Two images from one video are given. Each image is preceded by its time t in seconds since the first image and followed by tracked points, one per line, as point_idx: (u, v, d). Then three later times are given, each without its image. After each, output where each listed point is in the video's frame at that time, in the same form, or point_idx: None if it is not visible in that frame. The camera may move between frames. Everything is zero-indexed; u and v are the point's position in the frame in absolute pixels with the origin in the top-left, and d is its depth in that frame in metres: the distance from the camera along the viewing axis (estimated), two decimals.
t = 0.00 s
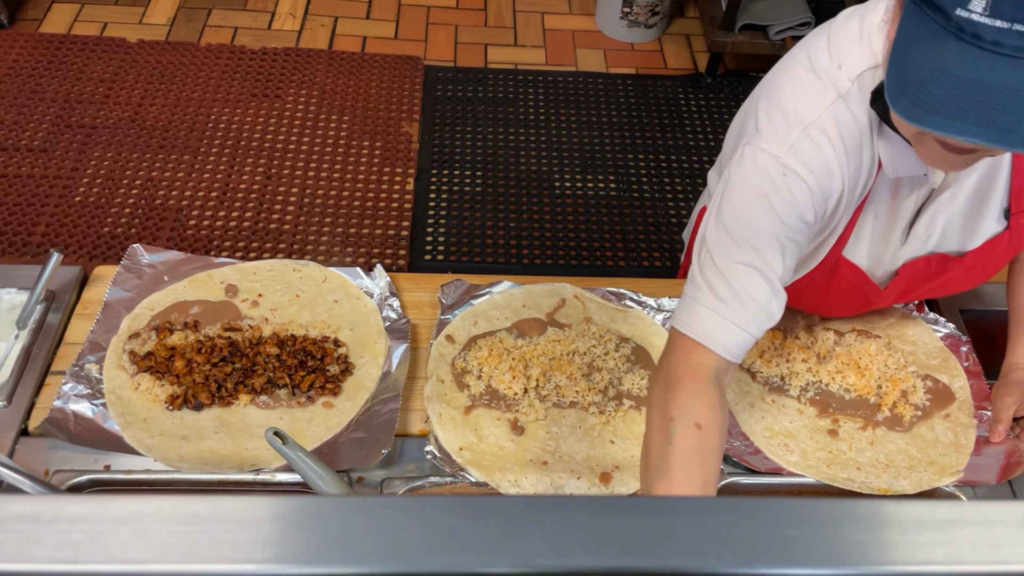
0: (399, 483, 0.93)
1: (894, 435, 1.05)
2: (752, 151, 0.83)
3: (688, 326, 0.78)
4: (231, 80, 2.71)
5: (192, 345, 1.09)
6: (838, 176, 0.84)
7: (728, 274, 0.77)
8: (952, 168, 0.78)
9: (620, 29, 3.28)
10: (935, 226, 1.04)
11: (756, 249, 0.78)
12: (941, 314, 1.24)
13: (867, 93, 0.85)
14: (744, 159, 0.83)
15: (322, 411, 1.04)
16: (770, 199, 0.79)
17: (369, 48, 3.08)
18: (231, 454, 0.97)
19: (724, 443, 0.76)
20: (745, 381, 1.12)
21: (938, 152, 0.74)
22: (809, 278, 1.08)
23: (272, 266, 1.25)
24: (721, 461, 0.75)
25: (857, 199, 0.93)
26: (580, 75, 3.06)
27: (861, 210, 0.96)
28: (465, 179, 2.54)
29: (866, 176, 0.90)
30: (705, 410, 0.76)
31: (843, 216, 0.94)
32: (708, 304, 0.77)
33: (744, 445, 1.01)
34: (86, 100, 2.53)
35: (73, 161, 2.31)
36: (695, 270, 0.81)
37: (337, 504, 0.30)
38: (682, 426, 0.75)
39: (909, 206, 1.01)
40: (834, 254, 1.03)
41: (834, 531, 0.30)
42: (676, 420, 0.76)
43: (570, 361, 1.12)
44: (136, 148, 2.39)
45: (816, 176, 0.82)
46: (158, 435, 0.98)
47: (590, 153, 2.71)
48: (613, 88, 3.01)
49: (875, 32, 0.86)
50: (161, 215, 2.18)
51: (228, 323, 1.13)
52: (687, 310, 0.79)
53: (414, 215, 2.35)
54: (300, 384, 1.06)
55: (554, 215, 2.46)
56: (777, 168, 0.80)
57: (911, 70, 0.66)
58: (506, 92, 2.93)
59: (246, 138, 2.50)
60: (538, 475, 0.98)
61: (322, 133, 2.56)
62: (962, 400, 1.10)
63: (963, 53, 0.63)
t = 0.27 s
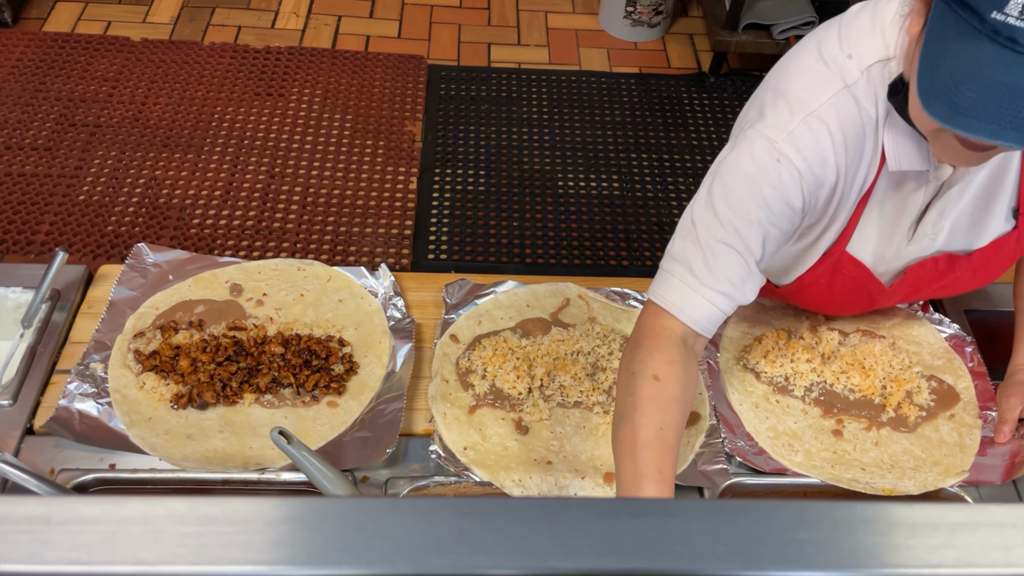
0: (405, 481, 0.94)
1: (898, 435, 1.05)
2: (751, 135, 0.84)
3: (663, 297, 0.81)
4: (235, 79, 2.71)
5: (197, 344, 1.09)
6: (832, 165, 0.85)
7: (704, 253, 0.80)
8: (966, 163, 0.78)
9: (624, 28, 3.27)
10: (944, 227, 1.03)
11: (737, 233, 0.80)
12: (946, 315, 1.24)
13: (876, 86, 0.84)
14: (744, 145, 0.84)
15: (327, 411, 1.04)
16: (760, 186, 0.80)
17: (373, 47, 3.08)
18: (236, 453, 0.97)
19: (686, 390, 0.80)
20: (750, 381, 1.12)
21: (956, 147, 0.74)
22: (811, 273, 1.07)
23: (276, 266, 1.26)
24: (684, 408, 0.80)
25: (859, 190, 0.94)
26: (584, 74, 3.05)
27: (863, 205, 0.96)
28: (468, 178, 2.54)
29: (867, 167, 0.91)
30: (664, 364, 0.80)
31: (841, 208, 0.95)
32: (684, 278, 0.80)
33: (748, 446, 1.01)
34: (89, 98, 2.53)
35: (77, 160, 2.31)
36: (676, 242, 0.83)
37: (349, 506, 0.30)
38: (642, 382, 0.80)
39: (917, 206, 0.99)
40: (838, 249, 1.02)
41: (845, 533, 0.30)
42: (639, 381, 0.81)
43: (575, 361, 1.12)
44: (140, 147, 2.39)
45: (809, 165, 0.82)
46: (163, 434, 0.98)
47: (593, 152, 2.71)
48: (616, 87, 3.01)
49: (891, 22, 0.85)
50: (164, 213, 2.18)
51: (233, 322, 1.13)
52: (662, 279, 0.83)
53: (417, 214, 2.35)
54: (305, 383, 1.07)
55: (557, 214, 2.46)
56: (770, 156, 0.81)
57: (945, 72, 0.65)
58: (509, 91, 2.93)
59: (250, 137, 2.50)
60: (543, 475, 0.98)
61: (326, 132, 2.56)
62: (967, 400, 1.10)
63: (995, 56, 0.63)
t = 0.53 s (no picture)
0: (411, 480, 0.94)
1: (903, 435, 1.05)
2: (764, 70, 0.88)
3: (660, 218, 0.88)
4: (239, 79, 2.72)
5: (203, 343, 1.10)
6: (841, 105, 0.88)
7: (701, 179, 0.86)
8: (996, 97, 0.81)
9: (627, 28, 3.28)
10: (954, 183, 1.05)
11: (738, 161, 0.85)
12: (949, 314, 1.23)
13: (890, 26, 0.89)
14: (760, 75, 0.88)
15: (332, 409, 1.04)
16: (765, 115, 0.84)
17: (377, 47, 3.08)
18: (242, 451, 0.97)
19: (677, 289, 0.88)
20: (754, 380, 1.12)
21: (989, 81, 0.78)
22: (820, 226, 1.09)
23: (281, 265, 1.26)
24: (675, 303, 0.88)
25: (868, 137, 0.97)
26: (587, 74, 3.05)
27: (874, 151, 0.99)
28: (471, 177, 2.54)
29: (880, 110, 0.94)
30: (653, 266, 0.87)
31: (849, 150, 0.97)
32: (682, 200, 0.86)
33: (752, 445, 1.01)
34: (93, 97, 2.54)
35: (81, 159, 2.32)
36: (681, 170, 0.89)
37: (369, 504, 0.31)
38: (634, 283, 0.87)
39: (931, 159, 1.01)
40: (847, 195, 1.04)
41: (849, 532, 0.31)
42: (632, 284, 0.88)
43: (579, 360, 1.12)
44: (144, 146, 2.39)
45: (818, 101, 0.85)
46: (169, 432, 0.99)
47: (596, 152, 2.71)
48: (619, 86, 3.01)
49: None
50: (169, 213, 2.19)
51: (239, 321, 1.13)
52: (664, 205, 0.88)
53: (421, 213, 2.35)
54: (311, 382, 1.07)
55: (560, 213, 2.46)
56: (777, 88, 0.84)
57: None
58: (512, 90, 2.93)
59: (254, 136, 2.50)
60: (548, 474, 0.98)
61: (330, 132, 2.56)
62: (971, 400, 1.10)
63: None
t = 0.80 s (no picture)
0: (411, 480, 0.94)
1: (905, 437, 1.05)
2: None
3: (677, 89, 1.14)
4: (241, 78, 2.72)
5: (205, 343, 1.10)
6: (849, 29, 1.06)
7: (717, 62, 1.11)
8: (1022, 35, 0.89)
9: (629, 27, 3.27)
10: (969, 127, 1.09)
11: (746, 52, 1.08)
12: (952, 315, 1.22)
13: None
14: None
15: (334, 410, 1.04)
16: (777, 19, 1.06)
17: (378, 46, 3.08)
18: (244, 452, 0.97)
19: (699, 129, 1.13)
20: (756, 381, 1.12)
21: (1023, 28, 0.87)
22: (828, 151, 1.20)
23: (283, 265, 1.26)
24: (698, 138, 1.12)
25: (881, 56, 1.08)
26: (589, 73, 3.05)
27: (890, 71, 1.08)
28: (473, 176, 2.54)
29: (888, 41, 1.06)
30: (677, 112, 1.13)
31: (852, 82, 1.12)
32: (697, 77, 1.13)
33: (753, 446, 1.01)
34: (95, 97, 2.53)
35: (83, 158, 2.31)
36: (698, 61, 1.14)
37: (373, 510, 0.33)
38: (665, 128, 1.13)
39: (946, 95, 1.07)
40: (855, 117, 1.15)
41: (854, 538, 0.33)
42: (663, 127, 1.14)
43: (581, 361, 1.12)
44: (146, 145, 2.39)
45: (827, 20, 1.05)
46: (170, 432, 0.98)
47: (598, 151, 2.71)
48: (621, 85, 3.01)
49: None
50: (170, 212, 2.19)
51: (240, 321, 1.13)
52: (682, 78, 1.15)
53: (422, 213, 2.34)
54: (312, 382, 1.07)
55: (562, 213, 2.46)
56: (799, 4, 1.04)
57: None
58: (514, 90, 2.93)
59: (255, 135, 2.49)
60: (549, 475, 0.98)
61: (331, 131, 2.56)
62: (974, 401, 1.09)
63: None
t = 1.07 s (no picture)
0: (414, 481, 0.95)
1: (909, 438, 1.05)
2: None
3: (714, 34, 1.25)
4: (243, 78, 2.72)
5: (208, 343, 1.10)
6: None
7: (748, 11, 1.20)
8: None
9: (631, 27, 3.27)
10: (990, 90, 1.07)
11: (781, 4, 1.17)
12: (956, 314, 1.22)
13: None
14: None
15: (336, 410, 1.04)
16: None
17: (380, 46, 3.08)
18: (247, 452, 0.97)
19: (745, 70, 1.23)
20: (759, 383, 1.12)
21: None
22: (849, 104, 1.21)
23: (286, 265, 1.26)
24: (747, 78, 1.23)
25: (906, 12, 1.10)
26: (591, 73, 3.05)
27: (913, 27, 1.10)
28: (475, 176, 2.54)
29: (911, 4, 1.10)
30: (724, 57, 1.23)
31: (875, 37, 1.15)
32: (730, 23, 1.23)
33: (756, 447, 1.01)
34: (97, 96, 2.53)
35: (86, 157, 2.32)
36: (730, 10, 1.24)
37: (379, 515, 0.33)
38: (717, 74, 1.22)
39: (969, 55, 1.07)
40: (876, 70, 1.16)
41: (859, 544, 0.33)
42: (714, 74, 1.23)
43: (584, 361, 1.12)
44: (148, 145, 2.39)
45: None
46: (173, 433, 0.98)
47: (601, 150, 2.71)
48: (624, 85, 3.01)
49: None
50: (173, 211, 2.19)
51: (243, 321, 1.13)
52: (718, 23, 1.26)
53: (424, 212, 2.34)
54: (315, 383, 1.07)
55: (563, 213, 2.46)
56: None
57: None
58: (516, 89, 2.93)
59: (257, 135, 2.49)
60: (552, 476, 0.97)
61: (333, 131, 2.56)
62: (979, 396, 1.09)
63: None
